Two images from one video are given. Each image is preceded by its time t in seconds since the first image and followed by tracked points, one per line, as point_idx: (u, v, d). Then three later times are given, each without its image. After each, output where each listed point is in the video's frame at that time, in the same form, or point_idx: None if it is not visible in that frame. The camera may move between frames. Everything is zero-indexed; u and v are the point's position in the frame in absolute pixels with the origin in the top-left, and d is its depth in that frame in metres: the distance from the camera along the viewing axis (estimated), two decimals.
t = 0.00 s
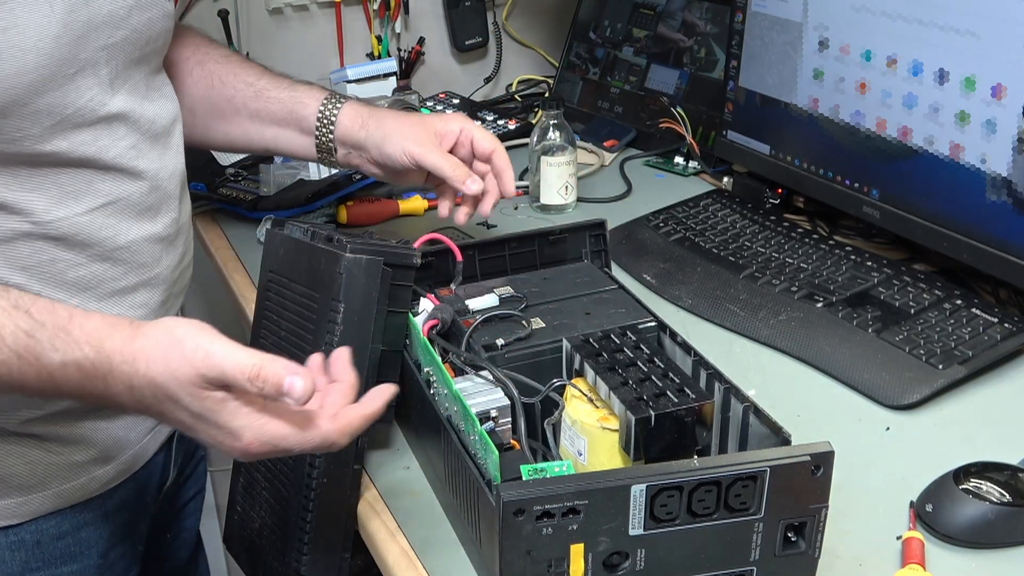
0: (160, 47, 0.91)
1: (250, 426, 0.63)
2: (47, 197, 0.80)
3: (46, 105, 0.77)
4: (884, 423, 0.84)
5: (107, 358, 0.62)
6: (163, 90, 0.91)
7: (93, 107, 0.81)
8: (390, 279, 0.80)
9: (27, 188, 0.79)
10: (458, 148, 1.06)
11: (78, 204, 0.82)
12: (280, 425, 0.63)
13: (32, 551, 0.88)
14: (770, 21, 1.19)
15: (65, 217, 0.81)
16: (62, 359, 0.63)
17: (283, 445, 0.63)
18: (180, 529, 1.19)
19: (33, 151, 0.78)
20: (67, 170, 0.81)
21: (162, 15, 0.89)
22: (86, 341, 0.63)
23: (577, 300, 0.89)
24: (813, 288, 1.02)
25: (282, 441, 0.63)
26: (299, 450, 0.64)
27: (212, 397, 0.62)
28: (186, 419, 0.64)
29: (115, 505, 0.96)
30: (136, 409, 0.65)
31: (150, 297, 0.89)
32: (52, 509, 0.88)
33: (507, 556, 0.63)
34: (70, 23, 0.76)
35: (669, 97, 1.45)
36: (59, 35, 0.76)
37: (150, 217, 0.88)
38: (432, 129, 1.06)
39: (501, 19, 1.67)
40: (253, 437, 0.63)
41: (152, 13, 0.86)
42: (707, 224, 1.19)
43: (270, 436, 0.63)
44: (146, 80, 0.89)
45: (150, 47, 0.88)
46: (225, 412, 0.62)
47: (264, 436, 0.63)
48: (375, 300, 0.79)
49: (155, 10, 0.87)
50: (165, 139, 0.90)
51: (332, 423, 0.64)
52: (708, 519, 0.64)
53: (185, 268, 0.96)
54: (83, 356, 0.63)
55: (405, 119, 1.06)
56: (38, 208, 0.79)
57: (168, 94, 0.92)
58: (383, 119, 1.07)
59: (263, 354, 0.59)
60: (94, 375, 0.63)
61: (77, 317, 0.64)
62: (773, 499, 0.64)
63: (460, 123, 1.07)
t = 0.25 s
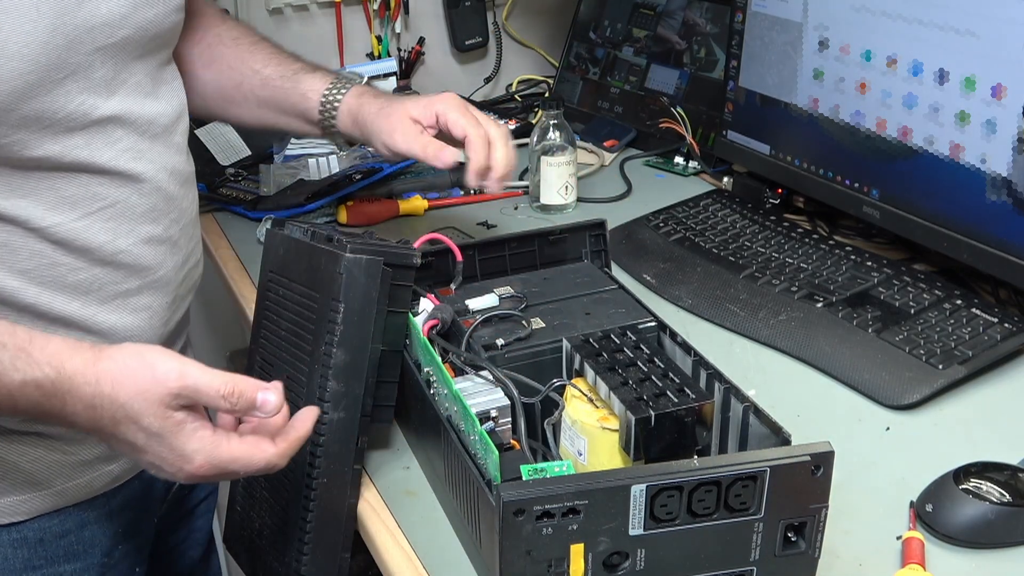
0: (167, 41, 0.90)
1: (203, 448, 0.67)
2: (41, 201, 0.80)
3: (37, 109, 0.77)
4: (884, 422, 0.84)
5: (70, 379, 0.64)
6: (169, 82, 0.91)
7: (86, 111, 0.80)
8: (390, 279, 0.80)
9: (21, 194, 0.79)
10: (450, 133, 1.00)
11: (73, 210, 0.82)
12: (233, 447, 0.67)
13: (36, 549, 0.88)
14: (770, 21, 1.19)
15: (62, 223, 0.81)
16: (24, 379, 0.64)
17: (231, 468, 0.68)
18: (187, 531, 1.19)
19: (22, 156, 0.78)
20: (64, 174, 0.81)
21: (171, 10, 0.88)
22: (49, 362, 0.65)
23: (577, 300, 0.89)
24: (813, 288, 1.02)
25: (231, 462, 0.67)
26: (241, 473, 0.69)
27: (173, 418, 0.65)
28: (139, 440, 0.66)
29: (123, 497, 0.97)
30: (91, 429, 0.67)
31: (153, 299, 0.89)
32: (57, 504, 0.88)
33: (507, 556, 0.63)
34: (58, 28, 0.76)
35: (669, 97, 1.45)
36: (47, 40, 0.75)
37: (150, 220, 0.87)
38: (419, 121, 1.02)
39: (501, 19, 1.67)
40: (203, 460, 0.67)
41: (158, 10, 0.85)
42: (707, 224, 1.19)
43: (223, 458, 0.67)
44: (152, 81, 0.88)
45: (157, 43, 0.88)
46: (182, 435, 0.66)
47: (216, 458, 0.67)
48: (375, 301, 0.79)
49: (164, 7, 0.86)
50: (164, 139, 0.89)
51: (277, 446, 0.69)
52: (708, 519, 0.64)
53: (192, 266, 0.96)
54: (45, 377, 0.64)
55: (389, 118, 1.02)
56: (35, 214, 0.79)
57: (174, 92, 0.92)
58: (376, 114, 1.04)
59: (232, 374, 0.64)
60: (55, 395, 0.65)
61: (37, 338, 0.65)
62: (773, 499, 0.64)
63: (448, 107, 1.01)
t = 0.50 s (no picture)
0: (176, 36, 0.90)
1: (205, 465, 0.66)
2: (31, 213, 0.80)
3: (26, 118, 0.76)
4: (883, 423, 0.84)
5: (66, 395, 0.65)
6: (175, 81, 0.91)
7: (78, 118, 0.80)
8: (390, 279, 0.80)
9: (11, 205, 0.79)
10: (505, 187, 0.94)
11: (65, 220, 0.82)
12: (235, 465, 0.66)
13: (23, 556, 0.88)
14: (770, 21, 1.19)
15: (52, 234, 0.81)
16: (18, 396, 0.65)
17: (234, 486, 0.67)
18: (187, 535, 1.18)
19: (14, 164, 0.78)
20: (56, 184, 0.81)
21: (172, 7, 0.87)
22: (45, 379, 0.65)
23: (577, 300, 0.89)
24: (813, 288, 1.02)
25: (234, 480, 0.66)
26: (246, 491, 0.68)
27: (173, 433, 0.65)
28: (140, 458, 0.66)
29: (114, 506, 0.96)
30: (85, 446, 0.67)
31: (146, 310, 0.90)
32: (45, 512, 0.88)
33: (507, 556, 0.63)
34: (48, 33, 0.75)
35: (669, 97, 1.45)
36: (36, 46, 0.74)
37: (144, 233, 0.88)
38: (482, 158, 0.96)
39: (501, 20, 1.67)
40: (206, 477, 0.66)
41: (157, 8, 0.85)
42: (707, 224, 1.19)
43: (225, 476, 0.66)
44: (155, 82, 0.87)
45: (163, 41, 0.87)
46: (182, 451, 0.65)
47: (218, 476, 0.66)
48: (375, 300, 0.79)
49: (166, 5, 0.86)
50: (162, 147, 0.88)
51: (281, 462, 0.68)
52: (708, 519, 0.64)
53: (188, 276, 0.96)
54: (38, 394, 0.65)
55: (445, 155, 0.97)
56: (26, 225, 0.80)
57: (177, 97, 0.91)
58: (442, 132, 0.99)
59: (235, 385, 0.64)
60: (50, 411, 0.65)
61: (34, 356, 0.66)
62: (773, 499, 0.64)
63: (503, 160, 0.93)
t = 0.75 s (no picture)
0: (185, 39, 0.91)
1: (184, 476, 0.65)
2: (19, 220, 0.80)
3: (10, 122, 0.76)
4: (883, 423, 0.84)
5: (44, 403, 0.64)
6: (176, 85, 0.90)
7: (69, 123, 0.79)
8: (390, 279, 0.80)
9: None
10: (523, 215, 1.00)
11: (55, 228, 0.82)
12: (217, 475, 0.66)
13: (11, 561, 0.88)
14: (770, 21, 1.19)
15: (41, 241, 0.81)
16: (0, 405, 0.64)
17: (214, 497, 0.66)
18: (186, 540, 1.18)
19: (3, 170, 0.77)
20: (44, 191, 0.80)
21: (174, 11, 0.88)
22: (23, 387, 0.64)
23: (577, 300, 0.89)
24: (813, 288, 1.02)
25: (215, 491, 0.66)
26: (227, 501, 0.67)
27: (152, 442, 0.64)
28: (120, 467, 0.65)
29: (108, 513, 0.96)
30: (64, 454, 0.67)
31: (137, 318, 0.89)
32: (36, 517, 0.88)
33: (507, 556, 0.63)
34: (37, 37, 0.75)
35: (669, 97, 1.45)
36: (25, 46, 0.75)
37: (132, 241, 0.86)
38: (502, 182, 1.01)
39: (501, 20, 1.67)
40: (185, 487, 0.65)
41: (158, 12, 0.85)
42: (707, 224, 1.19)
43: (205, 486, 0.65)
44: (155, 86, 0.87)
45: (164, 43, 0.87)
46: (161, 460, 0.65)
47: (198, 486, 0.65)
48: (375, 300, 0.79)
49: (166, 8, 0.86)
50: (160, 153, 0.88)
51: (264, 473, 0.67)
52: (708, 519, 0.64)
53: (185, 284, 0.96)
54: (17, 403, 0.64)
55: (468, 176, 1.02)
56: (12, 233, 0.79)
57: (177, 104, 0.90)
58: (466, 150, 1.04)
59: (217, 393, 0.63)
60: (28, 420, 0.65)
61: (14, 363, 0.66)
62: (773, 499, 0.64)
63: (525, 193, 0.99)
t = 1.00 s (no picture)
0: (189, 44, 0.91)
1: (170, 492, 0.66)
2: (13, 225, 0.79)
3: (4, 130, 0.75)
4: (884, 423, 0.84)
5: (32, 416, 0.64)
6: (177, 92, 0.90)
7: (65, 129, 0.79)
8: (390, 279, 0.80)
9: None
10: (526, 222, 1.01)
11: (49, 233, 0.81)
12: (201, 492, 0.67)
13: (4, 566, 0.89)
14: (770, 21, 1.19)
15: (35, 247, 0.81)
16: None
17: (198, 513, 0.67)
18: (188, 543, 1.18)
19: None
20: (39, 196, 0.80)
21: (179, 16, 0.88)
22: (12, 400, 0.64)
23: (577, 300, 0.89)
24: (813, 288, 1.02)
25: (199, 508, 0.67)
26: (209, 518, 0.68)
27: (138, 458, 0.65)
28: (106, 480, 0.66)
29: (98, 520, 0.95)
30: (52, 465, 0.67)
31: (133, 324, 0.89)
32: (30, 521, 0.88)
33: (507, 556, 0.63)
34: (33, 43, 0.75)
35: (669, 97, 1.45)
36: (22, 54, 0.74)
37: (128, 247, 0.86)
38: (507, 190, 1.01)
39: (501, 20, 1.67)
40: (169, 504, 0.66)
41: (160, 18, 0.85)
42: (707, 224, 1.19)
43: (191, 502, 0.66)
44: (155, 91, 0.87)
45: (166, 50, 0.87)
46: (147, 476, 0.65)
47: (183, 502, 0.66)
48: (375, 301, 0.79)
49: (169, 14, 0.86)
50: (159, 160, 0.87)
51: (248, 491, 0.69)
52: (708, 519, 0.64)
53: (182, 290, 0.95)
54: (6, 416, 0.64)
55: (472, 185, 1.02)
56: (7, 239, 0.79)
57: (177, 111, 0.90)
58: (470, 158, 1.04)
59: (206, 410, 0.64)
60: (16, 432, 0.64)
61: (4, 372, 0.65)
62: (773, 499, 0.64)
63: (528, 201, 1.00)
